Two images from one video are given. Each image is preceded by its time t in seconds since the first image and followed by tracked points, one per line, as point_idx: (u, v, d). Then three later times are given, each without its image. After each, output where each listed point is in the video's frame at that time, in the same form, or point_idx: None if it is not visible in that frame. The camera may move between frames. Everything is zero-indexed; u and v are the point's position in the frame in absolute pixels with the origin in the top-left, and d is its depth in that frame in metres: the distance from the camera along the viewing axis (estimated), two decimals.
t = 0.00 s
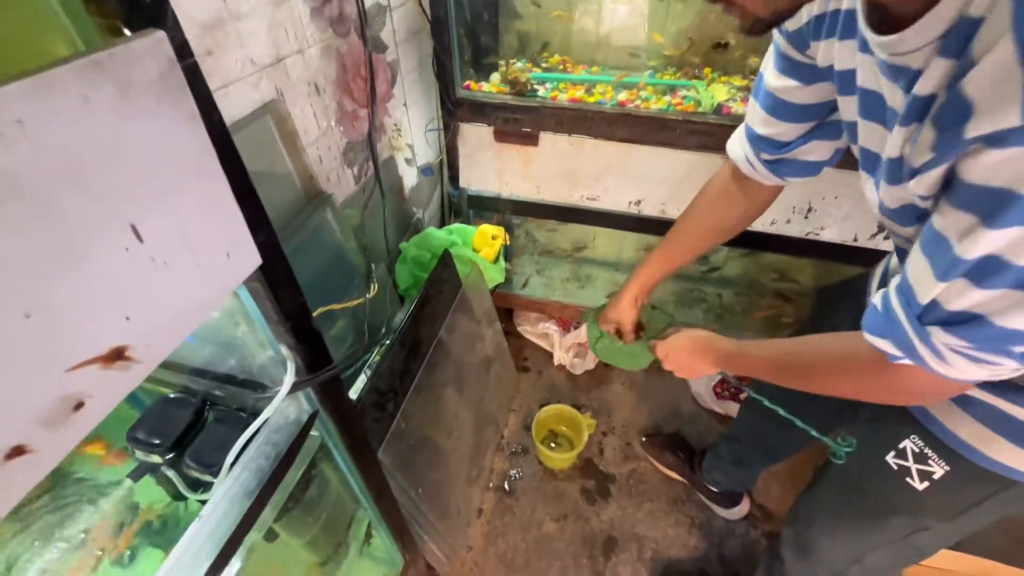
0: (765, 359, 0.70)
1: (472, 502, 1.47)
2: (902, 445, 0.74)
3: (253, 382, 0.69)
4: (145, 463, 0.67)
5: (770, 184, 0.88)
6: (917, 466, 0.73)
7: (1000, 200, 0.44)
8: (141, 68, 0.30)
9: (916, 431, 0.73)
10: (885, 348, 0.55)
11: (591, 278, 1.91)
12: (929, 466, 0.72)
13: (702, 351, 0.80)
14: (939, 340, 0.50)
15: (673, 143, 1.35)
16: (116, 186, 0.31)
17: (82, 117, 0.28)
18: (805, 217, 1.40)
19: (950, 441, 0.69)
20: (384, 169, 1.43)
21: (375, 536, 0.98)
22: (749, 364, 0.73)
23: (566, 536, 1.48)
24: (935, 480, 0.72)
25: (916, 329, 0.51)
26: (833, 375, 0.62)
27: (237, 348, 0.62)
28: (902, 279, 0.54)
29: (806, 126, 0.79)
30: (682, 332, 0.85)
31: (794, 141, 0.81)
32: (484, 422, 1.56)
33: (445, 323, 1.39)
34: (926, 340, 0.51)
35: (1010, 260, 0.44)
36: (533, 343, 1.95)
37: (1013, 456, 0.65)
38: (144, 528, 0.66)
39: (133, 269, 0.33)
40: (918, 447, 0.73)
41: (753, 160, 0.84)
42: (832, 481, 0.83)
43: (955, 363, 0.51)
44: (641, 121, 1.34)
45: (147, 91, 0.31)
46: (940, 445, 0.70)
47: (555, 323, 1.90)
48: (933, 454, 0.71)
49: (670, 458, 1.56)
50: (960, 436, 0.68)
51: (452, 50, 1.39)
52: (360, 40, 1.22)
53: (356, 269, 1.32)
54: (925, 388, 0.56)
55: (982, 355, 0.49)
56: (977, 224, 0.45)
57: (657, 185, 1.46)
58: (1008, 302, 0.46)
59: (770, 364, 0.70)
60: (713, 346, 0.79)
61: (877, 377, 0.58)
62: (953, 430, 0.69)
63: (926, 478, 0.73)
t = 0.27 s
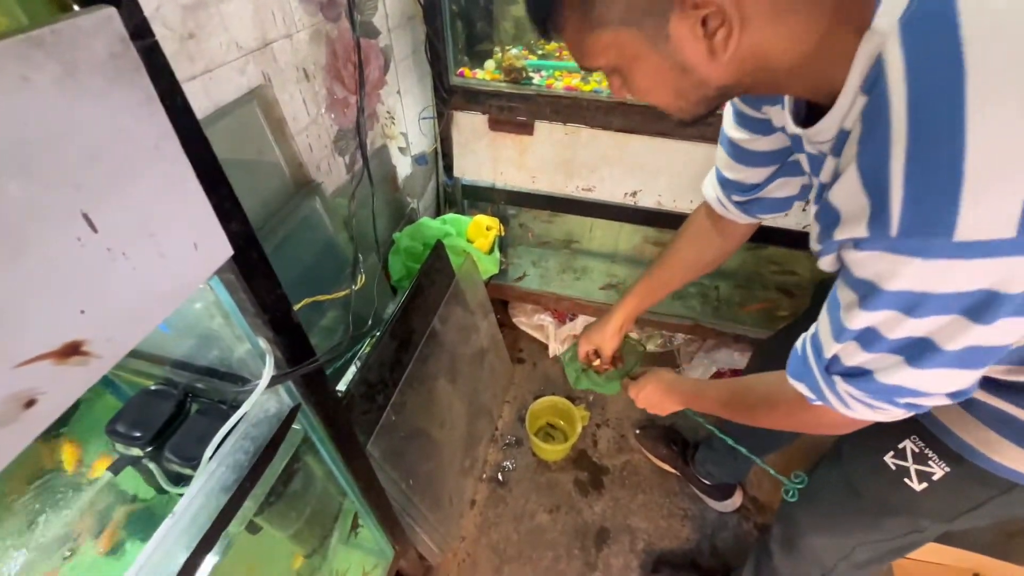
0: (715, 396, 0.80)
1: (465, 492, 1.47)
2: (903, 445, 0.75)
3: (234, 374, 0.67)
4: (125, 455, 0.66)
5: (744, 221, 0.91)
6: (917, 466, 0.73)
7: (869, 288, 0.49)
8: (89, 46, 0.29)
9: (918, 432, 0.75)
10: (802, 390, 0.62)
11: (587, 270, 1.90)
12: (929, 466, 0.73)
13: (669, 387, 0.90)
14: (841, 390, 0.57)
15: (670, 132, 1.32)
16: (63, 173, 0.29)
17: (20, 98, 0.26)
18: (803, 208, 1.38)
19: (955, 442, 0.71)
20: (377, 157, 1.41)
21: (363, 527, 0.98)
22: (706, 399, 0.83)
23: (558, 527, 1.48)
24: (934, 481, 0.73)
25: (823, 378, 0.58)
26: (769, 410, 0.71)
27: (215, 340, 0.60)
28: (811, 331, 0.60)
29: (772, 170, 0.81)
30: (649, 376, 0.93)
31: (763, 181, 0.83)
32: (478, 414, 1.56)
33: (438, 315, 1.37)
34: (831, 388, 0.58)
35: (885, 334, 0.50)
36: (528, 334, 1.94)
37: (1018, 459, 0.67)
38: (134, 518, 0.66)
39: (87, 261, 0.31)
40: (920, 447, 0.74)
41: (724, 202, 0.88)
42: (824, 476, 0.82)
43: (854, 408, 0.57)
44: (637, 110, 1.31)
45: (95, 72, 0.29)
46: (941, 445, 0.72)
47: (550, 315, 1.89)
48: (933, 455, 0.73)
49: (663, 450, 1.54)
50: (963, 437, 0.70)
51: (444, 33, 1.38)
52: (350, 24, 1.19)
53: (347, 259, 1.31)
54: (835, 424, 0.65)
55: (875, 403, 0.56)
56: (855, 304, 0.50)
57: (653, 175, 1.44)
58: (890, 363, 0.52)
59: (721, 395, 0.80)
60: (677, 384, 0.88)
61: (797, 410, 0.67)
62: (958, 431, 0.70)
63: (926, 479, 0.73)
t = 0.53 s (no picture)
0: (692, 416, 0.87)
1: (464, 487, 1.48)
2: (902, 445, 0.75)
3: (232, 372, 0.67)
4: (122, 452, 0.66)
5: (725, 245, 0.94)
6: (916, 467, 0.73)
7: (806, 333, 0.56)
8: (78, 40, 0.28)
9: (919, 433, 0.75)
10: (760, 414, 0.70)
11: (587, 266, 1.89)
12: (929, 468, 0.73)
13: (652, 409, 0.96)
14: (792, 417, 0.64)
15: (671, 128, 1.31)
16: (52, 171, 0.28)
17: (8, 94, 0.26)
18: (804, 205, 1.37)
19: (954, 442, 0.71)
20: (376, 151, 1.40)
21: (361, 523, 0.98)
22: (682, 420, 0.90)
23: (557, 522, 1.49)
24: (934, 482, 0.73)
25: (776, 405, 0.65)
26: (734, 432, 0.79)
27: (212, 337, 0.60)
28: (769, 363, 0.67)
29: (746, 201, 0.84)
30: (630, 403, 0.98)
31: (741, 210, 0.86)
32: (477, 409, 1.56)
33: (437, 310, 1.37)
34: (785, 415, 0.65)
35: (821, 371, 0.57)
36: (528, 330, 1.94)
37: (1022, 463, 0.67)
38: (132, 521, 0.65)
39: (79, 260, 0.31)
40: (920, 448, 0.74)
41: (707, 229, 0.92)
42: (822, 474, 0.82)
43: (804, 433, 0.64)
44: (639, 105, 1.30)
45: (85, 67, 0.29)
46: (941, 447, 0.73)
47: (550, 311, 1.88)
48: (933, 456, 0.73)
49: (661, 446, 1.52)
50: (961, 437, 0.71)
51: (444, 26, 1.37)
52: (348, 17, 1.17)
53: (345, 254, 1.30)
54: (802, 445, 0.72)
55: (819, 428, 0.63)
56: (797, 345, 0.58)
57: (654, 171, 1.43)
58: (828, 395, 0.59)
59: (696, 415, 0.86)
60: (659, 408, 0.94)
61: (758, 431, 0.74)
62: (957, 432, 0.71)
63: (924, 480, 0.73)
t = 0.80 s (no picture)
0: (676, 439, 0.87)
1: (465, 486, 1.48)
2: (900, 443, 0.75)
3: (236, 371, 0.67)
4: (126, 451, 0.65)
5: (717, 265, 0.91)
6: (913, 465, 0.73)
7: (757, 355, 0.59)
8: (86, 38, 0.28)
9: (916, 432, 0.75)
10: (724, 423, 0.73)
11: (589, 265, 1.89)
12: (925, 465, 0.73)
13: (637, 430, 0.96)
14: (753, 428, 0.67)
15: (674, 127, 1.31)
16: (58, 169, 0.28)
17: (15, 92, 0.25)
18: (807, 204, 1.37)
19: (952, 442, 0.71)
20: (377, 149, 1.39)
21: (362, 522, 0.98)
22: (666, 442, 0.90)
23: (558, 521, 1.49)
24: (930, 481, 0.72)
25: (738, 416, 0.68)
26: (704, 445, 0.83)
27: (216, 336, 0.60)
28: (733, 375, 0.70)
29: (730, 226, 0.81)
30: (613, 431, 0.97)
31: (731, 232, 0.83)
32: (478, 408, 1.55)
33: (438, 309, 1.37)
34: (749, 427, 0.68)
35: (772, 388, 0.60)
36: (529, 328, 1.93)
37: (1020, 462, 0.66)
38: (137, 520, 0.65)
39: (85, 260, 0.31)
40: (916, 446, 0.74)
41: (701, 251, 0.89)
42: (823, 474, 0.82)
43: (763, 442, 0.68)
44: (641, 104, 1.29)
45: (92, 65, 0.28)
46: (940, 446, 0.72)
47: (551, 309, 1.87)
48: (930, 454, 0.73)
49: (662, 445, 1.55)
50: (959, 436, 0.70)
51: (446, 25, 1.41)
52: (350, 14, 1.17)
53: (347, 253, 1.30)
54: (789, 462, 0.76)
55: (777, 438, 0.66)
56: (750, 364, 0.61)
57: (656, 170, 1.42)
58: (781, 408, 0.62)
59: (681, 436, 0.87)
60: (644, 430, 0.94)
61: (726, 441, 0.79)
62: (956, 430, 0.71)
63: (921, 478, 0.73)
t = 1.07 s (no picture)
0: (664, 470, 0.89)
1: (466, 487, 1.47)
2: (894, 449, 0.74)
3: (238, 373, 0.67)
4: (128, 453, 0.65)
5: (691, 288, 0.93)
6: (909, 470, 0.73)
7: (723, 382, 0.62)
8: (90, 43, 0.28)
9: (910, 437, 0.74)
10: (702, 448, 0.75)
11: (590, 266, 1.88)
12: (921, 471, 0.72)
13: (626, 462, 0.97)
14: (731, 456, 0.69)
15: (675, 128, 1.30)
16: (63, 173, 0.28)
17: (20, 97, 0.25)
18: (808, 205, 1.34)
19: (948, 449, 0.70)
20: (378, 150, 1.39)
21: (364, 523, 0.98)
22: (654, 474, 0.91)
23: (559, 522, 1.49)
24: (925, 487, 0.71)
25: (716, 444, 0.70)
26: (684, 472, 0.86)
27: (219, 339, 0.60)
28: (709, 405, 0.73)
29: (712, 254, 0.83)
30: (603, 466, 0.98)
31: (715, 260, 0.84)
32: (479, 409, 1.55)
33: (440, 310, 1.37)
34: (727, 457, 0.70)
35: (741, 413, 0.62)
36: (530, 329, 1.94)
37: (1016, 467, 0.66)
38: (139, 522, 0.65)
39: (89, 264, 0.31)
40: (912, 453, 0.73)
41: (683, 280, 0.90)
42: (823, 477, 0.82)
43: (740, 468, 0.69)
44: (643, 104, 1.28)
45: (96, 69, 0.28)
46: (937, 452, 0.71)
47: (552, 310, 1.87)
48: (925, 460, 0.72)
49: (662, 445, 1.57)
50: (956, 442, 0.69)
51: (448, 27, 1.41)
52: (352, 17, 1.17)
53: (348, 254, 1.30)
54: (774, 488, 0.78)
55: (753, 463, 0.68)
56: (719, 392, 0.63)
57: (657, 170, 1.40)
58: (752, 433, 0.64)
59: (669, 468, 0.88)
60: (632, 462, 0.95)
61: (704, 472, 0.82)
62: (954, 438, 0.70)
63: (916, 484, 0.72)
